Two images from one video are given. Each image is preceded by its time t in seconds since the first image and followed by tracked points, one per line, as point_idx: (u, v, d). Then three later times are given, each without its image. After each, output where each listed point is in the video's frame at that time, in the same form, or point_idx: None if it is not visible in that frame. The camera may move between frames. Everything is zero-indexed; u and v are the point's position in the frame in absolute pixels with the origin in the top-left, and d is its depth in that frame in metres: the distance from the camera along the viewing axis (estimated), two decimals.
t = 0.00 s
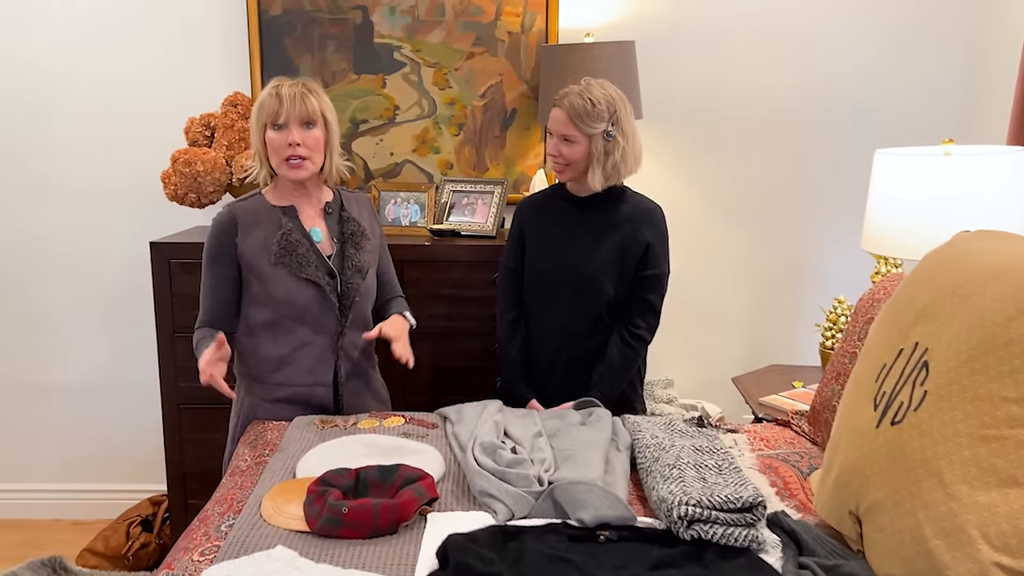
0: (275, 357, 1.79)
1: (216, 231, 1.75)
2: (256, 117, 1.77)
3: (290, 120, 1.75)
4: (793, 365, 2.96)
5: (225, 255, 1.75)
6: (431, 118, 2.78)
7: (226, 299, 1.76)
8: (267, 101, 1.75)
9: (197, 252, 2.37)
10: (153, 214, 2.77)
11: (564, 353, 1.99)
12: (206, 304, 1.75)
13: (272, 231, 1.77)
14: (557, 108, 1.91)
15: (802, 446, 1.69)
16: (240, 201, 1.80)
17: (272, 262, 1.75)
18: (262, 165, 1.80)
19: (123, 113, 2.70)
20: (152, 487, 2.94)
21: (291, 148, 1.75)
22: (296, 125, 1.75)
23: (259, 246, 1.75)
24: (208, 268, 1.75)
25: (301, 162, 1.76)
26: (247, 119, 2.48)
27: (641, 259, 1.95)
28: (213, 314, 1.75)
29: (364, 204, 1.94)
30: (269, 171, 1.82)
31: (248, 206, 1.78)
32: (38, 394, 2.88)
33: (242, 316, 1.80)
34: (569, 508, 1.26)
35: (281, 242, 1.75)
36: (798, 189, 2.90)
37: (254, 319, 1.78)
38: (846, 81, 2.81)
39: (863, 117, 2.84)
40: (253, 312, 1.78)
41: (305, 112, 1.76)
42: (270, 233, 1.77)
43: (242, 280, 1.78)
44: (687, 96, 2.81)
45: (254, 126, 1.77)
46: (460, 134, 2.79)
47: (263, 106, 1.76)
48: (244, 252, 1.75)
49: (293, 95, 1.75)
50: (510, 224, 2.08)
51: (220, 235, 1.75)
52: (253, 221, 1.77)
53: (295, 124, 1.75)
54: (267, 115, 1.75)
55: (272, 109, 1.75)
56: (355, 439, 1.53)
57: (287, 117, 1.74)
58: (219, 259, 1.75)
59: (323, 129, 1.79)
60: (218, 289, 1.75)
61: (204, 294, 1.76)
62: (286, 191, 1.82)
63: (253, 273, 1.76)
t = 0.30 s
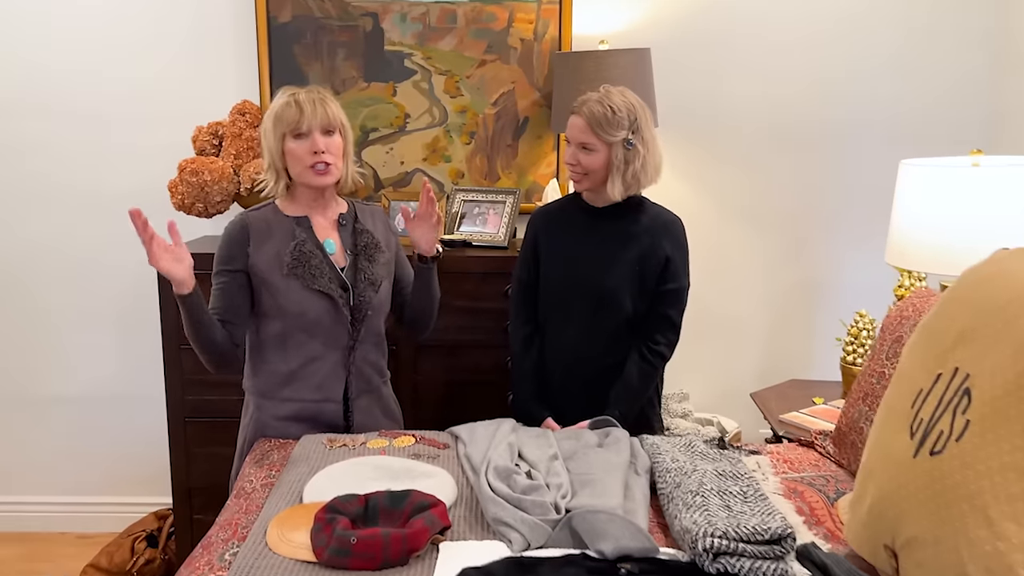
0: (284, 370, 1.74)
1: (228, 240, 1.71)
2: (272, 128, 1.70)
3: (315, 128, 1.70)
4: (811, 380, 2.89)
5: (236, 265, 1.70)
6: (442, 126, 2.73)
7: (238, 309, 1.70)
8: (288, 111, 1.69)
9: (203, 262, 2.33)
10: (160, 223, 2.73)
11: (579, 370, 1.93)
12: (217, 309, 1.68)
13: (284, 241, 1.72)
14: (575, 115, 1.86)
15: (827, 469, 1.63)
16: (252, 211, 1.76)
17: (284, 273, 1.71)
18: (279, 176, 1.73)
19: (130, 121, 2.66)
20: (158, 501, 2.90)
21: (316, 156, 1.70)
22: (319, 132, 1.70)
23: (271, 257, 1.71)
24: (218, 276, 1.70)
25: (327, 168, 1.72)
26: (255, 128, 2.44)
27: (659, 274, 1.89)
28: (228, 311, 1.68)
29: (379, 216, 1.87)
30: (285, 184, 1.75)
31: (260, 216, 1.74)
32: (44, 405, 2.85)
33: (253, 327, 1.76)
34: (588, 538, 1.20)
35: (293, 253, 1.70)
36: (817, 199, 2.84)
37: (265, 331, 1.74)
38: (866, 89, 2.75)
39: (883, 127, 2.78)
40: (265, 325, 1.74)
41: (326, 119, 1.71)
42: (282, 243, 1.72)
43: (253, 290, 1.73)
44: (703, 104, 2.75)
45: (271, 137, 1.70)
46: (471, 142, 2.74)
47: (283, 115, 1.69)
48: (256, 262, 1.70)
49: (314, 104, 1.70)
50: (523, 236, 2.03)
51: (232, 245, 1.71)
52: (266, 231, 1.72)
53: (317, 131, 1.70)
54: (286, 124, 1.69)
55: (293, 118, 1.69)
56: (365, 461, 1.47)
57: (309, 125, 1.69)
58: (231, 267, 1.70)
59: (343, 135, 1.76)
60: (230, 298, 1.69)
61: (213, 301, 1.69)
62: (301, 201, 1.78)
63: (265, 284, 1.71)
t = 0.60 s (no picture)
0: (287, 386, 1.68)
1: (228, 253, 1.63)
2: (316, 132, 1.61)
3: (353, 136, 1.68)
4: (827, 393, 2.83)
5: (237, 280, 1.63)
6: (448, 133, 2.68)
7: (240, 326, 1.65)
8: (333, 117, 1.63)
9: (204, 271, 2.27)
10: (161, 231, 2.68)
11: (589, 384, 1.87)
12: (219, 333, 1.64)
13: (287, 253, 1.65)
14: (592, 122, 1.80)
15: (849, 491, 1.55)
16: (253, 222, 1.68)
17: (287, 287, 1.63)
18: (311, 184, 1.62)
19: (131, 127, 2.62)
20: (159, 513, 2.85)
21: (357, 165, 1.68)
22: (356, 143, 1.69)
23: (273, 270, 1.64)
24: (220, 294, 1.64)
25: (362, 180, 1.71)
26: (258, 135, 2.39)
27: (674, 285, 1.83)
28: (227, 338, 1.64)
29: (382, 225, 1.83)
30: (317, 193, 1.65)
31: (262, 227, 1.66)
32: (44, 416, 2.80)
33: (254, 342, 1.68)
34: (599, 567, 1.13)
35: (296, 265, 1.63)
36: (832, 207, 2.77)
37: (267, 346, 1.67)
38: (882, 95, 2.69)
39: (899, 134, 2.72)
40: (266, 340, 1.67)
41: (358, 126, 1.69)
42: (285, 256, 1.65)
43: (255, 305, 1.67)
44: (715, 111, 2.69)
45: (313, 142, 1.61)
46: (478, 149, 2.69)
47: (327, 122, 1.63)
48: (258, 276, 1.63)
49: (350, 111, 1.68)
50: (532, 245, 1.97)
51: (232, 258, 1.63)
52: (268, 243, 1.65)
53: (354, 142, 1.69)
54: (332, 131, 1.63)
55: (341, 125, 1.65)
56: (366, 482, 1.42)
57: (352, 134, 1.67)
58: (232, 283, 1.63)
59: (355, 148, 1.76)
60: (231, 315, 1.64)
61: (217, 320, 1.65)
62: (308, 211, 1.69)
63: (267, 298, 1.64)
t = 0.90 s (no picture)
0: (293, 399, 1.60)
1: (230, 263, 1.55)
2: (334, 139, 1.55)
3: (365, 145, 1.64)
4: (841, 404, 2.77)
5: (242, 291, 1.55)
6: (453, 137, 2.63)
7: (242, 337, 1.57)
8: (351, 125, 1.58)
9: (204, 279, 2.22)
10: (161, 237, 2.63)
11: (599, 399, 1.80)
12: (221, 344, 1.56)
13: (293, 262, 1.57)
14: (608, 129, 1.72)
15: (869, 509, 1.49)
16: (255, 230, 1.60)
17: (294, 297, 1.56)
18: (325, 192, 1.56)
19: (130, 133, 2.57)
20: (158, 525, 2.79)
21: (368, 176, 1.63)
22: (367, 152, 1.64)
23: (279, 279, 1.56)
24: (221, 305, 1.55)
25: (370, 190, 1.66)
26: (259, 140, 2.34)
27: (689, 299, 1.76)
28: (228, 351, 1.56)
29: (385, 231, 1.77)
30: (329, 202, 1.59)
31: (265, 235, 1.59)
32: (42, 427, 2.74)
33: (258, 355, 1.60)
34: None
35: (303, 275, 1.55)
36: (843, 213, 2.72)
37: (271, 359, 1.59)
38: (895, 98, 2.64)
39: (913, 138, 2.67)
40: (271, 353, 1.59)
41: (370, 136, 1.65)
42: (290, 265, 1.57)
43: (259, 316, 1.58)
44: (726, 115, 2.64)
45: (331, 149, 1.55)
46: (483, 154, 2.64)
47: (344, 129, 1.57)
48: (263, 286, 1.56)
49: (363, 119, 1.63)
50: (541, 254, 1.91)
51: (235, 268, 1.55)
52: (273, 252, 1.57)
53: (366, 151, 1.64)
54: (348, 139, 1.58)
55: (357, 134, 1.60)
56: (369, 500, 1.36)
57: (364, 143, 1.63)
58: (236, 294, 1.55)
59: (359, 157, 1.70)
60: (235, 327, 1.56)
61: (218, 331, 1.57)
62: (313, 219, 1.61)
63: (273, 309, 1.56)
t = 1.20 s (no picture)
0: (294, 410, 1.55)
1: (231, 270, 1.51)
2: (333, 144, 1.51)
3: (368, 152, 1.58)
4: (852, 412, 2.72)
5: (243, 298, 1.51)
6: (457, 142, 2.59)
7: (243, 346, 1.53)
8: (352, 130, 1.53)
9: (204, 286, 2.18)
10: (160, 243, 2.59)
11: (609, 412, 1.75)
12: (223, 353, 1.52)
13: (295, 269, 1.53)
14: (626, 160, 1.64)
15: (886, 523, 1.45)
16: (257, 236, 1.56)
17: (296, 305, 1.52)
18: (324, 199, 1.52)
19: (129, 138, 2.54)
20: (158, 536, 2.75)
21: (370, 184, 1.57)
22: (370, 160, 1.59)
23: (281, 287, 1.52)
24: (221, 313, 1.51)
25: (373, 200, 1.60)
26: (259, 145, 2.31)
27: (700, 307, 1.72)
28: (230, 361, 1.53)
29: (388, 238, 1.73)
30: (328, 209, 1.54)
31: (267, 241, 1.55)
32: (42, 436, 2.71)
33: (259, 364, 1.56)
34: None
35: (305, 282, 1.52)
36: (852, 218, 2.67)
37: (272, 369, 1.55)
38: (906, 101, 2.60)
39: (924, 142, 2.63)
40: (271, 362, 1.54)
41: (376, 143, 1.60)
42: (292, 272, 1.53)
43: (260, 325, 1.54)
44: (734, 119, 2.60)
45: (330, 155, 1.51)
46: (487, 159, 2.60)
47: (344, 134, 1.53)
48: (264, 294, 1.52)
49: (366, 124, 1.58)
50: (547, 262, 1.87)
51: (236, 276, 1.51)
52: (275, 259, 1.53)
53: (370, 159, 1.58)
54: (349, 145, 1.53)
55: (358, 141, 1.54)
56: (371, 516, 1.32)
57: (367, 150, 1.57)
58: (237, 302, 1.51)
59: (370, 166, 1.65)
60: (236, 335, 1.52)
61: (218, 340, 1.53)
62: (317, 226, 1.57)
63: (274, 317, 1.52)
